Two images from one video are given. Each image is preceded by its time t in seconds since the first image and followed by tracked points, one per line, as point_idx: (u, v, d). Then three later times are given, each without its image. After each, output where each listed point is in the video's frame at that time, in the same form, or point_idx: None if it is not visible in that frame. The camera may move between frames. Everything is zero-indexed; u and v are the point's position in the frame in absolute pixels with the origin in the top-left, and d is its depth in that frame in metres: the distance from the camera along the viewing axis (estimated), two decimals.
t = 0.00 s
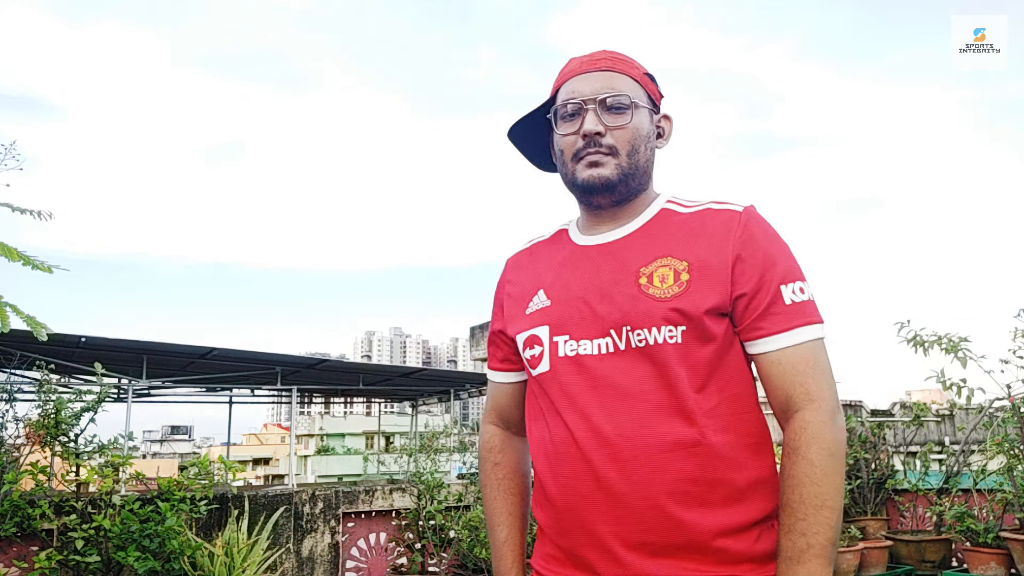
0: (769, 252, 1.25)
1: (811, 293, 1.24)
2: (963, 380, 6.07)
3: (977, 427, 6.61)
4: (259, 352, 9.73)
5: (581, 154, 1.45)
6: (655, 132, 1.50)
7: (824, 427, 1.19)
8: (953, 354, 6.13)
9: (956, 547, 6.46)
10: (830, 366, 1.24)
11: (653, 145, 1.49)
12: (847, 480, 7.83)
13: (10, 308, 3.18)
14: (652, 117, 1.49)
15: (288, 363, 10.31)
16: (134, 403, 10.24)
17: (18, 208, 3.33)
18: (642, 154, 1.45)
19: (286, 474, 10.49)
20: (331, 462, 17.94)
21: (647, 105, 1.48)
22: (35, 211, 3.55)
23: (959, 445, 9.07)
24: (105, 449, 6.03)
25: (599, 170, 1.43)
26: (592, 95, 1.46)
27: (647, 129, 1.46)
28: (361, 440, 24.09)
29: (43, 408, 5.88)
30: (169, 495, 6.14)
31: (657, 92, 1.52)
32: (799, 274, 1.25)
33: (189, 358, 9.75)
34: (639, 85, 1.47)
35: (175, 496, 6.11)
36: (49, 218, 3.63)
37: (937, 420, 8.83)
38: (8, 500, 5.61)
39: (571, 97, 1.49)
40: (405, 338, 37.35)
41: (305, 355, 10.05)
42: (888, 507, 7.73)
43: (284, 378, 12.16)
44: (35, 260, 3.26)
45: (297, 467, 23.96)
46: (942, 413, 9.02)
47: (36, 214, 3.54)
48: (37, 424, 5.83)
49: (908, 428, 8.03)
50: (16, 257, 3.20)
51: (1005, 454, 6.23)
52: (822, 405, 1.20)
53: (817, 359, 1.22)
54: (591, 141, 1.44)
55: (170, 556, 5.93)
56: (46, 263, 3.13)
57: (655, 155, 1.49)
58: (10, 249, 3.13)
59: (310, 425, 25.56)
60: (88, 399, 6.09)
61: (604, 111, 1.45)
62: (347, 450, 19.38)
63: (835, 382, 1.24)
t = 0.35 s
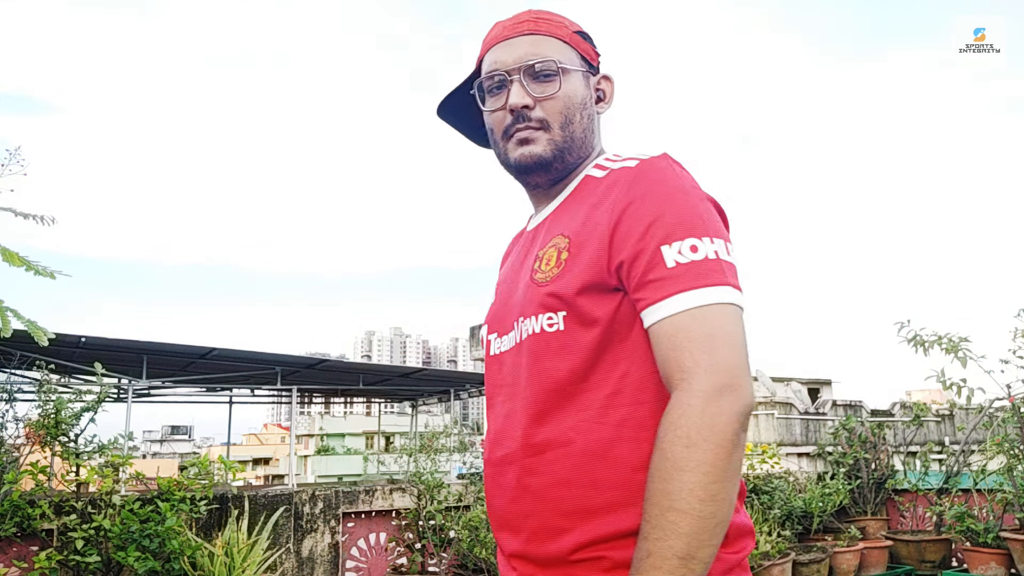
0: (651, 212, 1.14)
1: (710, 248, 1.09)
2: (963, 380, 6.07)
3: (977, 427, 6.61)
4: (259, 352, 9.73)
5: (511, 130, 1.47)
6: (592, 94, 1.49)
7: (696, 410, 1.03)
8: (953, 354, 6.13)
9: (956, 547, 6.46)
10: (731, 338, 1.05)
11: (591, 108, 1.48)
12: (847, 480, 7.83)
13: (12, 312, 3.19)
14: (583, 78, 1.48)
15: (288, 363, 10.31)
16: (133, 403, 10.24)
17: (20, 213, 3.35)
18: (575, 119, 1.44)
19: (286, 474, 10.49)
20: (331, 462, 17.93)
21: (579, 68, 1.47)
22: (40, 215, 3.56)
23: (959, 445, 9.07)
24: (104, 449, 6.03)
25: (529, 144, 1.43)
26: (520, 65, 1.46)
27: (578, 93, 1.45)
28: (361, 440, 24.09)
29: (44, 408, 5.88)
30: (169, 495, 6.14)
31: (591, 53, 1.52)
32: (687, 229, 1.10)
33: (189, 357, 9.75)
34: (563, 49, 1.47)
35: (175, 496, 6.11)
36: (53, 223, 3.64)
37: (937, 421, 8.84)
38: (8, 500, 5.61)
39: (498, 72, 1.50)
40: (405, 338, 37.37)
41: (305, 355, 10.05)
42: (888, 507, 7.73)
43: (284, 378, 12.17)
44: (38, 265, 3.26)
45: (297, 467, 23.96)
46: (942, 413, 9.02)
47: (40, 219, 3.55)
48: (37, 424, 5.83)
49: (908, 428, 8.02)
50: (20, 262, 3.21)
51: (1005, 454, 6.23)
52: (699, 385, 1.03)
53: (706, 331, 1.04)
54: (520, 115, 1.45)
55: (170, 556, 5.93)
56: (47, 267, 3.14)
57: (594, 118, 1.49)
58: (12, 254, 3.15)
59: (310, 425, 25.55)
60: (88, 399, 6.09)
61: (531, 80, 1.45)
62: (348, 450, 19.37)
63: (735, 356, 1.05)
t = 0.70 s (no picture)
0: (428, 184, 1.05)
1: (448, 230, 0.96)
2: (963, 380, 6.08)
3: (977, 427, 6.61)
4: (259, 352, 9.74)
5: (407, 108, 1.32)
6: (497, 48, 1.31)
7: (390, 426, 0.94)
8: (953, 353, 6.15)
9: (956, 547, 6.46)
10: (433, 344, 0.93)
11: (495, 65, 1.30)
12: (847, 480, 7.83)
13: (11, 310, 3.18)
14: (478, 30, 1.30)
15: (288, 363, 10.32)
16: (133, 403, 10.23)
17: (19, 211, 3.33)
18: (472, 85, 1.28)
19: (286, 473, 10.49)
20: (331, 462, 17.92)
21: (470, 24, 1.29)
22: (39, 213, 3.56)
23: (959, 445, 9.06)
24: (104, 449, 6.04)
25: (426, 122, 1.29)
26: (404, 28, 1.29)
27: (470, 55, 1.28)
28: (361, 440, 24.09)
29: (44, 408, 5.89)
30: (169, 495, 6.15)
31: None
32: (440, 210, 0.99)
33: (188, 358, 9.75)
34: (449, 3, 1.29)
35: (175, 496, 6.12)
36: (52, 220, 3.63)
37: (937, 420, 8.84)
38: (8, 500, 5.62)
39: (385, 42, 1.35)
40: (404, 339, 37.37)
41: (305, 355, 10.05)
42: (888, 507, 7.72)
43: (284, 378, 12.17)
44: (37, 263, 3.26)
45: (297, 467, 23.96)
46: (942, 413, 9.01)
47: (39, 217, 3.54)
48: (37, 424, 5.84)
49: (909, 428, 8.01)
50: (19, 260, 3.21)
51: (1005, 454, 6.23)
52: (392, 401, 0.95)
53: (414, 337, 0.95)
54: (409, 91, 1.30)
55: (170, 556, 5.93)
56: (46, 265, 3.13)
57: (503, 75, 1.31)
58: (12, 252, 3.14)
59: (310, 425, 25.56)
60: (88, 399, 6.09)
61: (416, 48, 1.28)
62: (348, 450, 19.38)
63: (437, 368, 0.92)
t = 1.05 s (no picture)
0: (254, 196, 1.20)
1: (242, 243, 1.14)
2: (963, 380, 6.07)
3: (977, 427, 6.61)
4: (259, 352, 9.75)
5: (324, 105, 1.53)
6: (373, 27, 1.42)
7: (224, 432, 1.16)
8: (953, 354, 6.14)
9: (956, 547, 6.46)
10: (229, 368, 1.11)
11: (369, 45, 1.42)
12: (847, 480, 7.83)
13: (11, 311, 3.20)
14: (351, 19, 1.43)
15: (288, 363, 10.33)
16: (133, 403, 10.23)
17: (18, 212, 3.35)
18: (351, 70, 1.44)
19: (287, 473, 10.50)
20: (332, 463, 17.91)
21: (341, 14, 1.43)
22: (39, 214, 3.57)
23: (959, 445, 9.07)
24: (104, 449, 6.04)
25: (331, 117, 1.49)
26: (293, 37, 1.50)
27: (341, 44, 1.43)
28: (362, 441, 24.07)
29: (44, 408, 5.89)
30: (169, 495, 6.15)
31: None
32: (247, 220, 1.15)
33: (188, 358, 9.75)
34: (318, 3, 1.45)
35: (175, 496, 6.12)
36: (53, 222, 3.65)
37: (937, 420, 8.84)
38: (8, 501, 5.62)
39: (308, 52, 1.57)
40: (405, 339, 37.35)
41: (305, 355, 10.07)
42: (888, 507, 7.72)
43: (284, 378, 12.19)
44: (37, 263, 3.27)
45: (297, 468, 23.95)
46: (942, 413, 9.01)
47: (39, 218, 3.55)
48: (37, 424, 5.84)
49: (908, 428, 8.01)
50: (19, 260, 3.21)
51: (1005, 454, 6.23)
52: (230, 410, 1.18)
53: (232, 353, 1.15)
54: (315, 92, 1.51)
55: (170, 556, 5.92)
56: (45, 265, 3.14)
57: (380, 51, 1.41)
58: (11, 252, 3.15)
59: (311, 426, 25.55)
60: (88, 399, 6.09)
61: (307, 51, 1.49)
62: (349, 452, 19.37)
63: (224, 391, 1.11)
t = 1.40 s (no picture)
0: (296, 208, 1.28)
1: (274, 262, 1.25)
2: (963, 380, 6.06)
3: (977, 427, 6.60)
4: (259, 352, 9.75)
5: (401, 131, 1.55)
6: (405, 56, 1.39)
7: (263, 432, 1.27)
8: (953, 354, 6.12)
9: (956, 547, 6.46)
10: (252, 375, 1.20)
11: (401, 74, 1.40)
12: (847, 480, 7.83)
13: (12, 311, 3.19)
14: (391, 49, 1.41)
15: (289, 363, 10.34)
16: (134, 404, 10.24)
17: (20, 212, 3.34)
18: (393, 97, 1.44)
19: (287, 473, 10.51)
20: (333, 463, 17.92)
21: (383, 44, 1.43)
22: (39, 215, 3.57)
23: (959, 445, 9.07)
24: (105, 449, 6.04)
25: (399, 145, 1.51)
26: (362, 65, 1.55)
27: (383, 74, 1.44)
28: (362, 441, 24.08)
29: (44, 408, 5.89)
30: (169, 495, 6.16)
31: (399, 9, 1.40)
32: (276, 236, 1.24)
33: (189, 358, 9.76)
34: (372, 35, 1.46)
35: (175, 496, 6.12)
36: (55, 223, 3.65)
37: (937, 421, 8.85)
38: (9, 501, 5.62)
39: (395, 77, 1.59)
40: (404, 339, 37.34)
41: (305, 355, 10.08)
42: (888, 507, 7.71)
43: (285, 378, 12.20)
44: (36, 264, 3.27)
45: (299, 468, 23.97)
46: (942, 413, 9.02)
47: (40, 219, 3.56)
48: (37, 424, 5.84)
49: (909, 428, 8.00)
50: (18, 260, 3.20)
51: (1005, 454, 6.23)
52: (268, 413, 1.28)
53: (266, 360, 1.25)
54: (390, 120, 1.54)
55: (170, 556, 5.93)
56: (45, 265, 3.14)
57: (409, 78, 1.38)
58: (10, 252, 3.15)
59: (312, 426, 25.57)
60: (88, 399, 6.10)
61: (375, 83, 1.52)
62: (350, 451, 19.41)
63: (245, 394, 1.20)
